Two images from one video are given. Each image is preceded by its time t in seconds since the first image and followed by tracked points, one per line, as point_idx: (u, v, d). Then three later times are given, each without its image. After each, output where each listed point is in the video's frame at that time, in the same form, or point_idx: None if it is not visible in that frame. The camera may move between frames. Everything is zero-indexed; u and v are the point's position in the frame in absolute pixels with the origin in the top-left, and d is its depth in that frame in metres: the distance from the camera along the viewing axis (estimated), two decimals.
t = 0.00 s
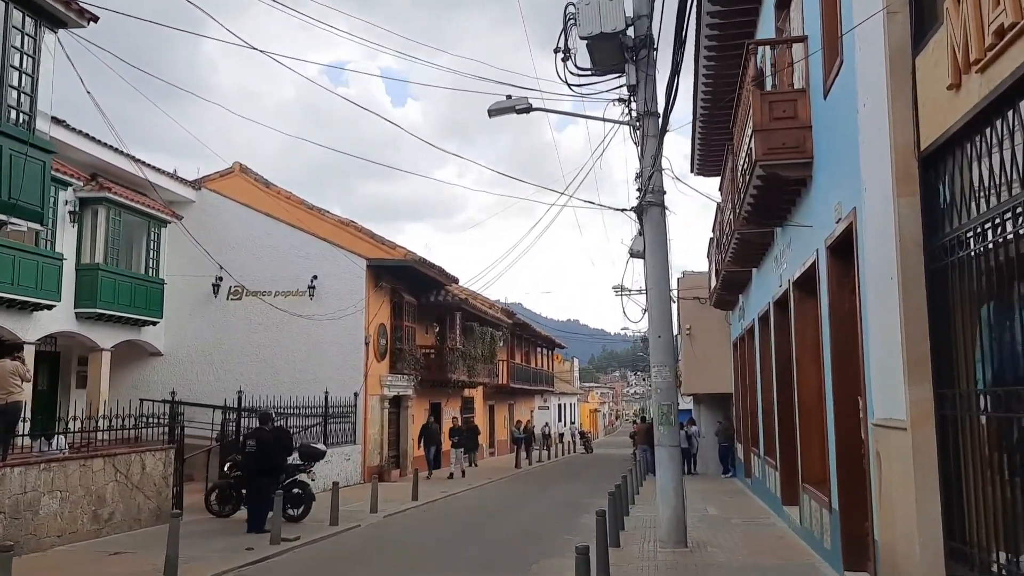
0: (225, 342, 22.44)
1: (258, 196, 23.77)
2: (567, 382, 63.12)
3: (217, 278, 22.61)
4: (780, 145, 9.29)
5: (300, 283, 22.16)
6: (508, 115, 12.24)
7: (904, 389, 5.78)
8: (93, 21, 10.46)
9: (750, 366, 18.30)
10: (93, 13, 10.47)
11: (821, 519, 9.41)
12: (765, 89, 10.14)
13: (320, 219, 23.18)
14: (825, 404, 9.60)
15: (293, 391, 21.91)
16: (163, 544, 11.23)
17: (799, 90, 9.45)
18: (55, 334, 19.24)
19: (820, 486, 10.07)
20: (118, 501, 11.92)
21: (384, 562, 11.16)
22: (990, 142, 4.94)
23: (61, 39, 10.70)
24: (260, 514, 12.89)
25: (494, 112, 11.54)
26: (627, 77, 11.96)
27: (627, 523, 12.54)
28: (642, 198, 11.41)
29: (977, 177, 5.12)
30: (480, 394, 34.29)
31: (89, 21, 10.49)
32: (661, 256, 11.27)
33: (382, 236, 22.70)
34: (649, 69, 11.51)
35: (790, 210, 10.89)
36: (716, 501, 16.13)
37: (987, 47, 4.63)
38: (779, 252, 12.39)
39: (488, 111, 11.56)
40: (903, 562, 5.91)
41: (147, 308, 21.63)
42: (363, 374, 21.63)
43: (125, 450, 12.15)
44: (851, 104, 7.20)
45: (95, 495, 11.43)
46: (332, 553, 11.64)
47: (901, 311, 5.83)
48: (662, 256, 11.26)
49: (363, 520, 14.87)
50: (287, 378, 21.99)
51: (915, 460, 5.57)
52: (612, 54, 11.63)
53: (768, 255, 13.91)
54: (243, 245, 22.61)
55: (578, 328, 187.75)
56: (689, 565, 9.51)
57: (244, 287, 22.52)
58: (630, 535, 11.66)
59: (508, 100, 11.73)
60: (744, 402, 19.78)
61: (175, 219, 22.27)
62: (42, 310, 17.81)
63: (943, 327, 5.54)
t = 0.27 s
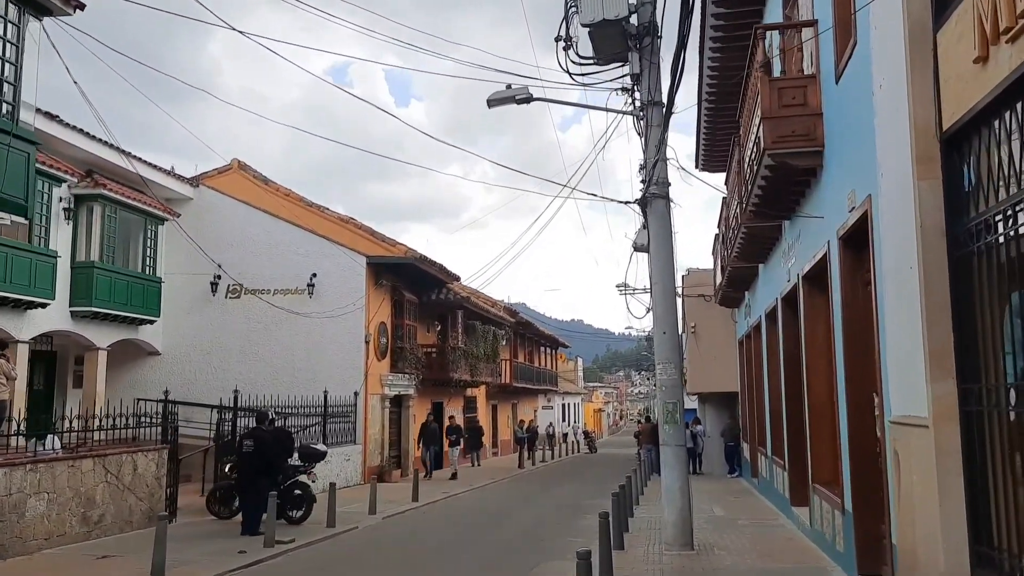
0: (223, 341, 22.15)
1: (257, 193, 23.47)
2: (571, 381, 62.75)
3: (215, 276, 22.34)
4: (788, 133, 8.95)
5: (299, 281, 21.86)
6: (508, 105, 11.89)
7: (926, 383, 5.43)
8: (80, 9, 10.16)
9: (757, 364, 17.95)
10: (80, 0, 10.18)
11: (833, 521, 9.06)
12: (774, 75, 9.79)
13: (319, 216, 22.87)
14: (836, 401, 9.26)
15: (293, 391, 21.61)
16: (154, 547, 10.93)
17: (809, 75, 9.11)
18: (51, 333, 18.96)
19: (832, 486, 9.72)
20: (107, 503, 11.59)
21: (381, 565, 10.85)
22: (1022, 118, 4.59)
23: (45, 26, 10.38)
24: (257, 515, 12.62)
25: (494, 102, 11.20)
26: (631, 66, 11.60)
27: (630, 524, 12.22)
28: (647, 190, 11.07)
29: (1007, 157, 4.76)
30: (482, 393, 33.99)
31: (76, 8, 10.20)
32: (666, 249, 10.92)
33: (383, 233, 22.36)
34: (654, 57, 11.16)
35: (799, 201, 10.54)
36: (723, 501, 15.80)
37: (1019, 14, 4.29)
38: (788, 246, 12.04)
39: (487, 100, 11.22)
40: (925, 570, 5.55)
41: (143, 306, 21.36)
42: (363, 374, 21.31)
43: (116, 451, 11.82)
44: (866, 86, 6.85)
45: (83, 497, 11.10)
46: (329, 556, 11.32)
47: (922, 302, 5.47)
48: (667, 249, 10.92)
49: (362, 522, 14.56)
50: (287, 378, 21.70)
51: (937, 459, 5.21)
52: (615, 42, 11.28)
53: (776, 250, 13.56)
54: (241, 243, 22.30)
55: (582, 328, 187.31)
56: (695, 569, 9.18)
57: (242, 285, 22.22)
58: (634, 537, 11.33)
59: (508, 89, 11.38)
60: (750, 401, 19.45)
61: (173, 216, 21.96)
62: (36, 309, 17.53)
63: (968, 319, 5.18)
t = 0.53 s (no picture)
0: (221, 342, 21.84)
1: (255, 192, 23.15)
2: (574, 381, 62.38)
3: (213, 276, 22.03)
4: (798, 122, 8.58)
5: (297, 280, 21.53)
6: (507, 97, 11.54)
7: (948, 384, 5.08)
8: None
9: (763, 364, 17.58)
10: None
11: (845, 528, 8.67)
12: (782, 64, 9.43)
13: (318, 214, 22.54)
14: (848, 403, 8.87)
15: (291, 392, 21.29)
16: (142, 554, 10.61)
17: (819, 63, 8.74)
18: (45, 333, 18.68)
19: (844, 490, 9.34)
20: (95, 508, 11.26)
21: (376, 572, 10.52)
22: None
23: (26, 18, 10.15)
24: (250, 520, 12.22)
25: (492, 94, 10.85)
26: (634, 57, 11.24)
27: (634, 529, 11.88)
28: (650, 184, 10.72)
29: None
30: (485, 394, 33.66)
31: None
32: (670, 245, 10.57)
33: (382, 231, 22.02)
34: (657, 47, 10.79)
35: (807, 195, 10.18)
36: (730, 504, 15.43)
37: None
38: (796, 242, 11.67)
39: (485, 93, 10.88)
40: None
41: (140, 306, 21.07)
42: (363, 374, 20.98)
43: (105, 455, 11.51)
44: (881, 70, 6.50)
45: (69, 503, 10.78)
46: (322, 562, 10.97)
47: (945, 298, 5.11)
48: (671, 245, 10.57)
49: (360, 527, 14.23)
50: (285, 379, 21.38)
51: (963, 465, 4.83)
52: (616, 31, 10.93)
53: (783, 246, 13.19)
54: (239, 242, 21.99)
55: (586, 328, 186.86)
56: None
57: (241, 285, 21.89)
58: (638, 543, 10.98)
59: (506, 81, 11.04)
60: (757, 402, 19.09)
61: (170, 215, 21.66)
62: (29, 309, 17.24)
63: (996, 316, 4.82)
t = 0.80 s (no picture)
0: (220, 341, 21.61)
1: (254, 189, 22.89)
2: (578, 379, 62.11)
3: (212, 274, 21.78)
4: (804, 108, 8.28)
5: (297, 278, 21.29)
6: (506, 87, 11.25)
7: (971, 377, 4.79)
8: None
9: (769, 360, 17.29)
10: None
11: (857, 527, 8.39)
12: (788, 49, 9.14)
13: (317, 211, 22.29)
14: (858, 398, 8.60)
15: (291, 391, 21.05)
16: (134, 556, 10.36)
17: (827, 47, 8.44)
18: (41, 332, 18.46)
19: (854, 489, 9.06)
20: (86, 509, 11.01)
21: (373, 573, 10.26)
22: None
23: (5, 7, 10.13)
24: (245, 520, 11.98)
25: (489, 84, 10.57)
26: (635, 44, 10.93)
27: (638, 529, 11.61)
28: (653, 175, 10.44)
29: None
30: (488, 392, 33.39)
31: None
32: (673, 238, 10.29)
33: (382, 228, 21.77)
34: (658, 34, 10.49)
35: (815, 185, 9.88)
36: (736, 503, 15.15)
37: None
38: (802, 235, 11.38)
39: (483, 82, 10.60)
40: None
41: (138, 305, 20.84)
42: (364, 372, 20.73)
43: (96, 455, 11.25)
44: (895, 49, 6.21)
45: (59, 504, 10.53)
46: (318, 563, 10.70)
47: (967, 286, 4.82)
48: (674, 238, 10.28)
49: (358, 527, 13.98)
50: (285, 378, 21.15)
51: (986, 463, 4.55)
52: (617, 18, 10.64)
53: (789, 239, 12.90)
54: (238, 239, 21.76)
55: (590, 327, 186.50)
56: None
57: (241, 283, 21.65)
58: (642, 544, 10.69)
59: (504, 70, 10.75)
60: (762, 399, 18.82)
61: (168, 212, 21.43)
62: (24, 307, 17.02)
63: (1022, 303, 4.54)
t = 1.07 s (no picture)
0: (229, 340, 21.38)
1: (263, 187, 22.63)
2: (592, 380, 61.67)
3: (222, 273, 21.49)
4: (826, 96, 7.89)
5: (305, 277, 21.03)
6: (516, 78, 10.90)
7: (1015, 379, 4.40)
8: None
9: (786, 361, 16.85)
10: None
11: (882, 536, 7.98)
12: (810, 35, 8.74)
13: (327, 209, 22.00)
14: (885, 400, 8.21)
15: (300, 391, 20.79)
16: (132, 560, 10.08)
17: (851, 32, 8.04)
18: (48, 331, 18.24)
19: (880, 496, 8.65)
20: (84, 512, 10.74)
21: None
22: None
23: None
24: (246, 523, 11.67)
25: (498, 74, 10.22)
26: (649, 33, 10.56)
27: (652, 535, 11.24)
28: (668, 168, 10.07)
29: None
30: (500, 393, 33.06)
31: None
32: (689, 234, 9.91)
33: (392, 226, 21.44)
34: (673, 21, 10.11)
35: (837, 178, 9.48)
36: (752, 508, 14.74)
37: None
38: (823, 231, 10.96)
39: (492, 72, 10.26)
40: None
41: (147, 304, 20.60)
42: (373, 372, 20.42)
43: (95, 456, 10.99)
44: (927, 28, 5.82)
45: (57, 506, 10.27)
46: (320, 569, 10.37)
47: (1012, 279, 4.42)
48: (690, 233, 9.90)
49: (365, 531, 13.66)
50: (293, 377, 20.89)
51: None
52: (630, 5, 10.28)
53: (810, 236, 12.46)
54: (247, 238, 21.51)
55: (604, 327, 185.82)
56: None
57: (250, 282, 21.39)
58: (657, 551, 10.32)
59: (515, 60, 10.41)
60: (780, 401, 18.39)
61: (176, 210, 21.22)
62: (29, 305, 16.80)
63: None
